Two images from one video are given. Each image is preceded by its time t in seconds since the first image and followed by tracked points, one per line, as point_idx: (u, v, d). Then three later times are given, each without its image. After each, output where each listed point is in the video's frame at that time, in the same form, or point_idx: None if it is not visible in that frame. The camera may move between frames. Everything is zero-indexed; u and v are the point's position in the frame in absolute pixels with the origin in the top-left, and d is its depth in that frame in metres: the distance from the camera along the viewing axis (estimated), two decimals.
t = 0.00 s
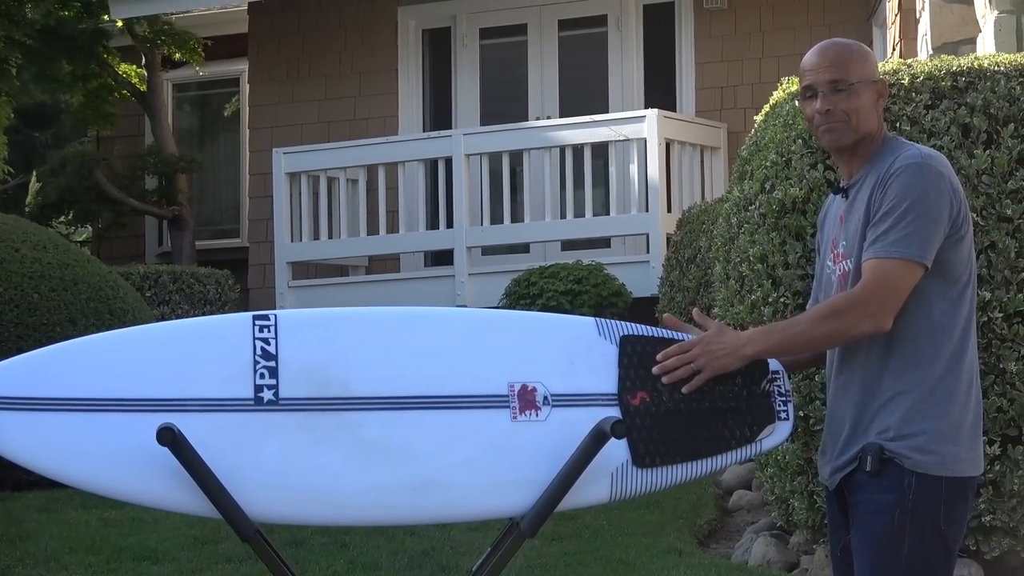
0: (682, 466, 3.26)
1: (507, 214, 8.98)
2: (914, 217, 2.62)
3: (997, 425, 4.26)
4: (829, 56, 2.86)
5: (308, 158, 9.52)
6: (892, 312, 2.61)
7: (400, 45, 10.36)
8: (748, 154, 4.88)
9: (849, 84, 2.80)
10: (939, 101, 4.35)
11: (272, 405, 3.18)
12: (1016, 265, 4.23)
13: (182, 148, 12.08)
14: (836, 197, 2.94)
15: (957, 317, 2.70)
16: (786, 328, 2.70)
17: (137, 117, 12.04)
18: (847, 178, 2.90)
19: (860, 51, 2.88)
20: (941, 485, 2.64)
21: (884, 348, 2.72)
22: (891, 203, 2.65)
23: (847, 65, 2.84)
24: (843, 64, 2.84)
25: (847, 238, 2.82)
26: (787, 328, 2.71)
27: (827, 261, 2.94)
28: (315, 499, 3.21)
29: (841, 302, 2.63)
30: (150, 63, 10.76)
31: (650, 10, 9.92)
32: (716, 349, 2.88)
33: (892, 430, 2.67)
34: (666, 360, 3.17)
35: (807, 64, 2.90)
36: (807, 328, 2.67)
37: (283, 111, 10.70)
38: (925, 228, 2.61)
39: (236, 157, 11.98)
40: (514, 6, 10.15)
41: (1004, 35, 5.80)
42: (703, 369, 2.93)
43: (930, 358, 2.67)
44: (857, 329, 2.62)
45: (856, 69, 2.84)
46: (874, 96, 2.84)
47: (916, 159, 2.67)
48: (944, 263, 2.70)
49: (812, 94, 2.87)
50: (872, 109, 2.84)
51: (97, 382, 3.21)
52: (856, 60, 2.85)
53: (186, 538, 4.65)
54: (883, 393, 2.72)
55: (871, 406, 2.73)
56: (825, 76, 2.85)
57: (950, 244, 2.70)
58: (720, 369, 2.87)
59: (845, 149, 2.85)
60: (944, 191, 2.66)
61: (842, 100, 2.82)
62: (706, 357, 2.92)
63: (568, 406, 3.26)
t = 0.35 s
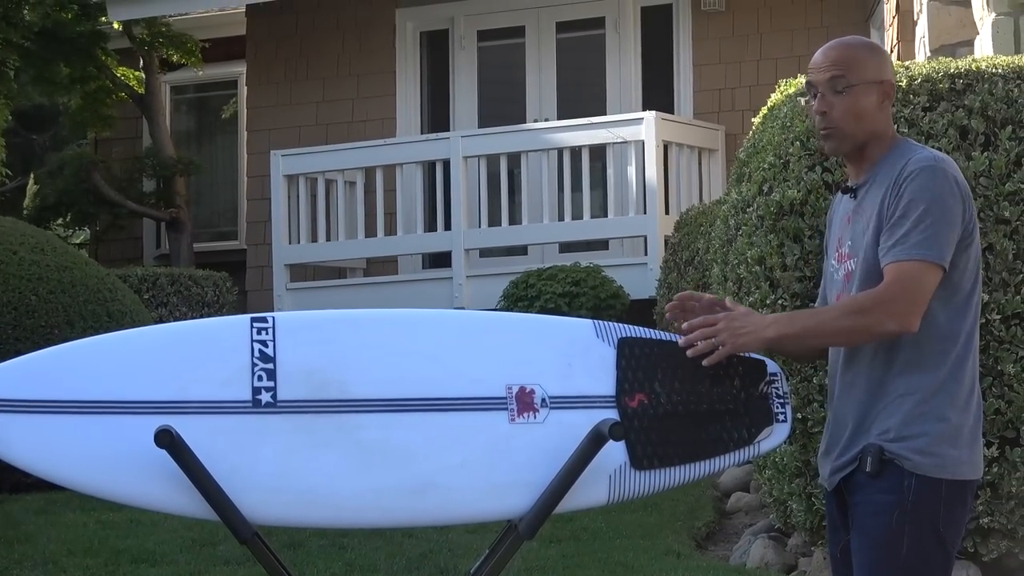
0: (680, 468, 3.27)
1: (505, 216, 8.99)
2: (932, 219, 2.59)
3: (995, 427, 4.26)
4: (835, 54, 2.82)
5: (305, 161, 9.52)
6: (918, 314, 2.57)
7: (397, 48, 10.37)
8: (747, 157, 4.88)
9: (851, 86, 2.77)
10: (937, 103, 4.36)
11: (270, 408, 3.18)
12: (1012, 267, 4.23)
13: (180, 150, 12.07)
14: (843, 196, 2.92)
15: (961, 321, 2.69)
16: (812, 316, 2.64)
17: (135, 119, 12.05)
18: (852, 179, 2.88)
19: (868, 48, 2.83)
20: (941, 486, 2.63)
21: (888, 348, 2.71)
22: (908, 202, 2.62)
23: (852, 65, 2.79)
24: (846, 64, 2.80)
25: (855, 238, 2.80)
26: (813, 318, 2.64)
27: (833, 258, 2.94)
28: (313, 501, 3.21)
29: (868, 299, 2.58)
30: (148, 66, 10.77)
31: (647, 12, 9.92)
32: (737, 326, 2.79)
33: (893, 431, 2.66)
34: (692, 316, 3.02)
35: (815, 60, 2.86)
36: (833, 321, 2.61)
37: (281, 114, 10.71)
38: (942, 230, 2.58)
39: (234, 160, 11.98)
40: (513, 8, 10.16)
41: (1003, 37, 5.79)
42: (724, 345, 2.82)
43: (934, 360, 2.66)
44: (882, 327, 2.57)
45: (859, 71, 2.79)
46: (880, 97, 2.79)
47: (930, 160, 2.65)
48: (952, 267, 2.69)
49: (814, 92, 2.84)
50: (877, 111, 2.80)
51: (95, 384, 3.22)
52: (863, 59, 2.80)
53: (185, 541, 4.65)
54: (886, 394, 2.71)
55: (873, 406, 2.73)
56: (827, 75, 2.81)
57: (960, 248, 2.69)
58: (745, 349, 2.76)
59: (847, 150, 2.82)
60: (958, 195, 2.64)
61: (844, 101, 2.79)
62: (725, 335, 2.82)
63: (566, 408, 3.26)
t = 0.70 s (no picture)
0: (673, 474, 3.27)
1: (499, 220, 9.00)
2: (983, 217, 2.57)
3: (986, 433, 4.27)
4: (863, 48, 2.84)
5: (297, 166, 9.53)
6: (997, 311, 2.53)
7: (390, 52, 10.37)
8: (738, 163, 4.89)
9: (882, 78, 2.77)
10: (929, 108, 4.39)
11: (262, 413, 3.18)
12: (1005, 272, 4.23)
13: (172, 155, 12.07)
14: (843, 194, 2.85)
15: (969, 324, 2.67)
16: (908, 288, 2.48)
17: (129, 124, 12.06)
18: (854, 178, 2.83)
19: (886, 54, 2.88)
20: (946, 491, 2.60)
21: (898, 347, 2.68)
22: (939, 204, 2.57)
23: (878, 61, 2.82)
24: (876, 58, 2.83)
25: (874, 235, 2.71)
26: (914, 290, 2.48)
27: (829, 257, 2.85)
28: (307, 505, 3.21)
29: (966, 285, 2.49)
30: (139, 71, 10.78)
31: (640, 16, 9.92)
32: (834, 273, 2.52)
33: (900, 432, 2.63)
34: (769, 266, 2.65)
35: (837, 55, 2.86)
36: (929, 301, 2.47)
37: (274, 119, 10.75)
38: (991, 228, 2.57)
39: (228, 164, 11.98)
40: (507, 13, 10.16)
41: (994, 44, 5.80)
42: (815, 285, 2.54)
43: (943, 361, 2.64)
44: (971, 320, 2.49)
45: (888, 68, 2.83)
46: (896, 100, 2.82)
47: (959, 160, 2.63)
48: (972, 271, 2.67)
49: (840, 83, 2.83)
50: (893, 111, 2.81)
51: (86, 388, 3.22)
52: (887, 61, 2.84)
53: (177, 546, 4.66)
54: (897, 395, 2.67)
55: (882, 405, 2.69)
56: (858, 66, 2.82)
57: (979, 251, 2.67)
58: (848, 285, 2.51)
59: (861, 141, 2.78)
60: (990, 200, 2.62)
61: (871, 92, 2.79)
62: (820, 280, 2.53)
63: (558, 413, 3.25)
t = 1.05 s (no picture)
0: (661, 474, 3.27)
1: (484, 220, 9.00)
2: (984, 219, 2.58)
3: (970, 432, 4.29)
4: (854, 48, 2.84)
5: (281, 167, 9.53)
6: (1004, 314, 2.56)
7: (375, 52, 10.37)
8: (723, 162, 4.90)
9: (872, 77, 2.77)
10: (913, 109, 4.41)
11: (246, 413, 3.17)
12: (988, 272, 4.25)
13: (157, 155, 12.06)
14: (832, 193, 2.83)
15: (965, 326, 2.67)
16: (941, 294, 2.45)
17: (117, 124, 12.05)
18: (841, 179, 2.82)
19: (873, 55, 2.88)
20: (937, 491, 2.61)
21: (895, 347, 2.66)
22: (945, 207, 2.57)
23: (868, 61, 2.81)
24: (867, 59, 2.82)
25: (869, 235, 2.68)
26: (949, 297, 2.46)
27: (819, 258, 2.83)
28: (291, 505, 3.20)
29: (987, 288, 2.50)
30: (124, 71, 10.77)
31: (626, 17, 9.93)
32: (884, 282, 2.41)
33: (896, 432, 2.63)
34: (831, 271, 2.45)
35: (826, 55, 2.86)
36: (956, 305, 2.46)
37: (258, 119, 10.75)
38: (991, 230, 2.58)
39: (212, 164, 11.97)
40: (492, 13, 10.16)
41: (977, 44, 5.83)
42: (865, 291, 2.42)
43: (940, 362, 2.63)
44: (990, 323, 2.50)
45: (877, 69, 2.83)
46: (885, 100, 2.82)
47: (955, 164, 2.63)
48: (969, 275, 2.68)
49: (831, 82, 2.81)
50: (881, 111, 2.81)
51: (70, 388, 3.21)
52: (875, 61, 2.84)
53: (159, 546, 4.67)
54: (892, 395, 2.66)
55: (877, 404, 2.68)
56: (850, 65, 2.81)
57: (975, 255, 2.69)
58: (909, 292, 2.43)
59: (850, 141, 2.77)
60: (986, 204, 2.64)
61: (861, 92, 2.78)
62: (871, 289, 2.42)
63: (542, 413, 3.25)
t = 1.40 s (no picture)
0: (647, 474, 3.27)
1: (471, 220, 9.01)
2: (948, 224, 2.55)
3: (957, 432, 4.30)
4: (831, 51, 2.82)
5: (268, 166, 9.54)
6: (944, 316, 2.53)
7: (362, 52, 10.38)
8: (710, 162, 4.93)
9: (852, 80, 2.76)
10: (900, 109, 4.43)
11: (234, 413, 3.17)
12: (975, 272, 4.26)
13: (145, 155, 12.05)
14: (820, 194, 2.83)
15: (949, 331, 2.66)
16: (849, 285, 2.50)
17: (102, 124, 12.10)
18: (830, 180, 2.82)
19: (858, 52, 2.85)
20: (922, 491, 2.59)
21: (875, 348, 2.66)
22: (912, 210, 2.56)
23: (847, 64, 2.79)
24: (844, 62, 2.80)
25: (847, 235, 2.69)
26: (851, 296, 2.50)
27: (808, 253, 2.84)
28: (278, 506, 3.19)
29: (914, 291, 2.49)
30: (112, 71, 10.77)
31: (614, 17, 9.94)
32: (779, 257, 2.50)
33: (879, 433, 2.62)
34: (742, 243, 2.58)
35: (806, 59, 2.85)
36: (869, 301, 2.49)
37: (245, 119, 10.74)
38: (955, 235, 2.55)
39: (198, 165, 11.98)
40: (481, 13, 10.18)
41: (965, 44, 5.85)
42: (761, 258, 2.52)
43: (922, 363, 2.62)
44: (912, 326, 2.50)
45: (857, 70, 2.80)
46: (870, 98, 2.80)
47: (932, 166, 2.61)
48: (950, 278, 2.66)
49: (809, 88, 2.81)
50: (867, 111, 2.79)
51: (58, 387, 3.21)
52: (857, 60, 2.81)
53: (146, 546, 4.68)
54: (875, 396, 2.66)
55: (860, 406, 2.67)
56: (827, 70, 2.80)
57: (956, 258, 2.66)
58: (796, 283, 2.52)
59: (836, 145, 2.77)
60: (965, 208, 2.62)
61: (840, 95, 2.77)
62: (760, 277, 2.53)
63: (530, 412, 3.24)
